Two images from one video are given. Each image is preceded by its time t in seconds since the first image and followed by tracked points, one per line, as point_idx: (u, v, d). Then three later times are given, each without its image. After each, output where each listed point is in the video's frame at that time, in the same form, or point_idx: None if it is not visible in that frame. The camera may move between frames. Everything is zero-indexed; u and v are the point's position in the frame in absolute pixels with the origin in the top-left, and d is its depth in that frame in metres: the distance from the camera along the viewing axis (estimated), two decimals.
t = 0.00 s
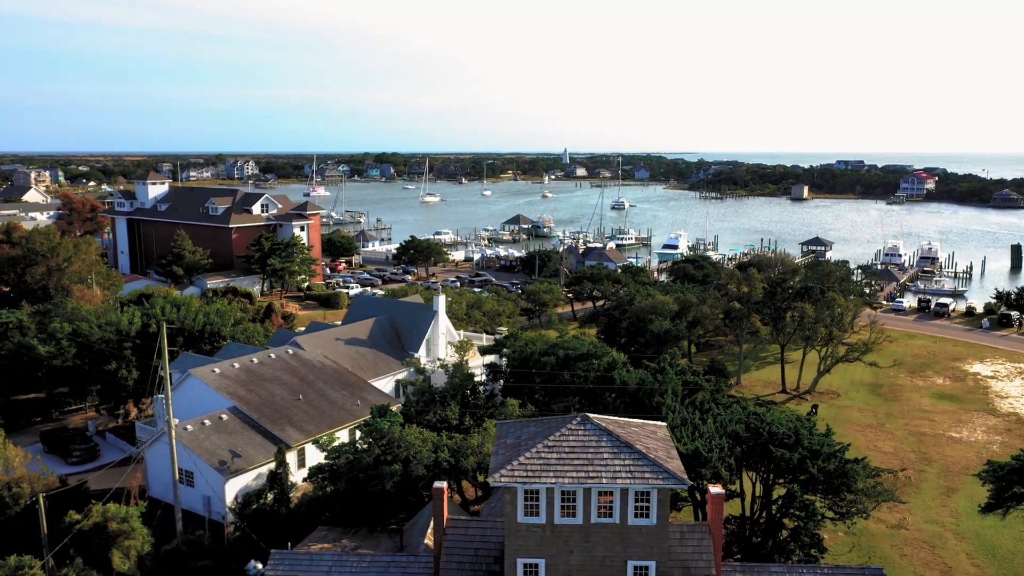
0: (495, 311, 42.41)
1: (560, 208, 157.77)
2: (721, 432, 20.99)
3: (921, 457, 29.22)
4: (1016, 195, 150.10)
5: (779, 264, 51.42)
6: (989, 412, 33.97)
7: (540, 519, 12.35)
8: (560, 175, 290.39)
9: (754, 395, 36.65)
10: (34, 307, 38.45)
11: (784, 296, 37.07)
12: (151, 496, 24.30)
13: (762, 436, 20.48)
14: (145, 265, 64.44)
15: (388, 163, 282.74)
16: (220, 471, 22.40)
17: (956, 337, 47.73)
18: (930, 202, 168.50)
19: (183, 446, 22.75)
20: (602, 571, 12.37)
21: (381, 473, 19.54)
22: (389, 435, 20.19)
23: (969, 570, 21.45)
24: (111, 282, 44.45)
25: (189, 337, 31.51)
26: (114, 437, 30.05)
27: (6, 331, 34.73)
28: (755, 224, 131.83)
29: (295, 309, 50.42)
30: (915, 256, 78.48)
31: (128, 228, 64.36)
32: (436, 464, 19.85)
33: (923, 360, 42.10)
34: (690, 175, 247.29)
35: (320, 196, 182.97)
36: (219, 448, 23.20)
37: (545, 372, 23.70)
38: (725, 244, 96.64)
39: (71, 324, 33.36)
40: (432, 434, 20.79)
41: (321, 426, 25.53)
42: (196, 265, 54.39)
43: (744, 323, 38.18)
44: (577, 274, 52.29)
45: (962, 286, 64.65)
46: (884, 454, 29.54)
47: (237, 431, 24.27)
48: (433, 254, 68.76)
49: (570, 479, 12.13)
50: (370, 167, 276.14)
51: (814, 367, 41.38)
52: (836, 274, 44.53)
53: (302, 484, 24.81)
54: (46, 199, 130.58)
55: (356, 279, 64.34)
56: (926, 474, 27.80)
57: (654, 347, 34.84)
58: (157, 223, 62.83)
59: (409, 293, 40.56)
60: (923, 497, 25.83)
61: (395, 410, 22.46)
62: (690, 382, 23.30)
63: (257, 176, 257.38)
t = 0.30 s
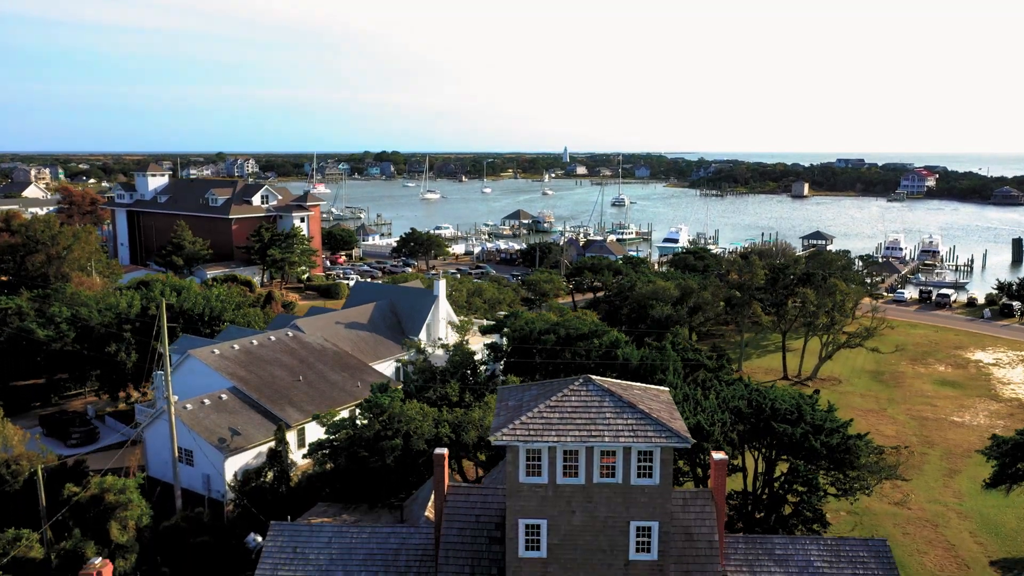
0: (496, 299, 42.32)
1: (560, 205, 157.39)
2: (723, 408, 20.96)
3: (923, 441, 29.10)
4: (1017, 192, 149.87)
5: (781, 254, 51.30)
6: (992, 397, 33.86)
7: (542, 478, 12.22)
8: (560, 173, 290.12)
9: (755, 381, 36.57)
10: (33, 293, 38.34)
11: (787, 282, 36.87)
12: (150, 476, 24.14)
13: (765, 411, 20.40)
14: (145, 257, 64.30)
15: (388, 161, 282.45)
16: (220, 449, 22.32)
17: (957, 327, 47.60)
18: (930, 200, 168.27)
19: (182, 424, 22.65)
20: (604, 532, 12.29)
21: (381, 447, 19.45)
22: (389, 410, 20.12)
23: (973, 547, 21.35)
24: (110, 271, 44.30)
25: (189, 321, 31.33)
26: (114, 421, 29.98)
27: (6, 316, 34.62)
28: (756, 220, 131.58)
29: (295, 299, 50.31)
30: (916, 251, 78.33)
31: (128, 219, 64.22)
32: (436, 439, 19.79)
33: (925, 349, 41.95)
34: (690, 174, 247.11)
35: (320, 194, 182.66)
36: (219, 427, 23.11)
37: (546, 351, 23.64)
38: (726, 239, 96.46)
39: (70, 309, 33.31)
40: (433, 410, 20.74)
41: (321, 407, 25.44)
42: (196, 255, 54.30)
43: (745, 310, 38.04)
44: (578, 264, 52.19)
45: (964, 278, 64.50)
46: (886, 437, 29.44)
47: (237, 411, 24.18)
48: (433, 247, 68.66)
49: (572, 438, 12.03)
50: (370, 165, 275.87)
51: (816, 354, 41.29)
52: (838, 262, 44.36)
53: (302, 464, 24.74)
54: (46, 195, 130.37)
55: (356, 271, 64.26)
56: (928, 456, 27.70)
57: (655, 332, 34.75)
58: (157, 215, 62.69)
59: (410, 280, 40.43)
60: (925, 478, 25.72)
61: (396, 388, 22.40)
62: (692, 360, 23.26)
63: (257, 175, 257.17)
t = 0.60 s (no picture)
0: (496, 287, 42.28)
1: (561, 202, 157.31)
2: (725, 382, 20.96)
3: (926, 424, 29.04)
4: (1017, 189, 149.77)
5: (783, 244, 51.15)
6: (993, 383, 33.81)
7: (544, 438, 12.14)
8: (561, 172, 290.07)
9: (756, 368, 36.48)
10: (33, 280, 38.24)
11: (788, 267, 36.88)
12: (150, 455, 24.03)
13: (767, 386, 20.37)
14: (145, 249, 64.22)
15: (388, 159, 282.31)
16: (220, 426, 22.27)
17: (958, 317, 47.51)
18: (931, 197, 167.98)
19: (182, 402, 22.59)
20: (606, 493, 12.20)
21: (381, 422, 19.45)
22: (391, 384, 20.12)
23: (976, 524, 21.29)
24: (110, 259, 44.23)
25: (189, 305, 31.28)
26: (114, 404, 29.92)
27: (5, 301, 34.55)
28: (756, 217, 131.40)
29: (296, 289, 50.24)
30: (916, 245, 78.27)
31: (128, 211, 64.11)
32: (437, 414, 19.79)
33: (927, 337, 41.87)
34: (690, 172, 247.03)
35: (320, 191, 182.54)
36: (219, 405, 23.06)
37: (546, 329, 23.64)
38: (727, 234, 96.38)
39: (70, 294, 33.33)
40: (434, 386, 20.74)
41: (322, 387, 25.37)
42: (196, 246, 54.26)
43: (747, 298, 37.97)
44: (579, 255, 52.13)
45: (965, 271, 64.40)
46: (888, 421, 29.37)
47: (237, 390, 24.12)
48: (434, 239, 68.61)
49: (575, 395, 11.94)
50: (370, 163, 275.79)
51: (817, 342, 41.23)
52: (840, 251, 44.24)
53: (302, 444, 24.70)
54: (44, 189, 130.22)
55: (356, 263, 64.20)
56: (931, 438, 27.65)
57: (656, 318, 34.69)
58: (157, 206, 62.61)
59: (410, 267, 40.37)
60: (928, 459, 25.65)
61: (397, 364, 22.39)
62: (693, 338, 23.25)
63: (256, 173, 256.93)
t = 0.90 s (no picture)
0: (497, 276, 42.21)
1: (561, 199, 157.06)
2: (727, 361, 20.98)
3: (929, 410, 28.96)
4: (1017, 187, 149.70)
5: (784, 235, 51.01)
6: (995, 370, 33.75)
7: (547, 402, 12.06)
8: (561, 170, 289.89)
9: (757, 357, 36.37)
10: (32, 268, 38.10)
11: (789, 256, 36.81)
12: (150, 437, 23.95)
13: (769, 365, 20.36)
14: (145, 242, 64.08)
15: (388, 158, 282.13)
16: (220, 406, 22.23)
17: (960, 308, 47.43)
18: (932, 195, 167.86)
19: (182, 382, 22.54)
20: (609, 458, 12.14)
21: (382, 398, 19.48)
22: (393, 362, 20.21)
23: (979, 505, 21.22)
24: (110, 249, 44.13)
25: (189, 290, 31.18)
26: (115, 390, 29.82)
27: (4, 288, 34.39)
28: (757, 214, 131.16)
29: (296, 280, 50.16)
30: (917, 239, 78.19)
31: (128, 204, 63.95)
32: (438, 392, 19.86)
33: (929, 327, 41.79)
34: (690, 171, 246.84)
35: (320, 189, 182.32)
36: (219, 385, 23.00)
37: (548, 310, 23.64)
38: (727, 229, 96.21)
39: (70, 280, 33.24)
40: (434, 364, 20.82)
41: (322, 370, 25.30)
42: (196, 238, 54.15)
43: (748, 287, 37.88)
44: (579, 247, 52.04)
45: (966, 264, 64.32)
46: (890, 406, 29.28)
47: (238, 371, 24.06)
48: (434, 233, 68.56)
49: (577, 359, 11.86)
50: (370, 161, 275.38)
51: (818, 331, 41.15)
52: (842, 240, 44.11)
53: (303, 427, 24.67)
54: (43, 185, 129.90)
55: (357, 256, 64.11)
56: (933, 423, 27.57)
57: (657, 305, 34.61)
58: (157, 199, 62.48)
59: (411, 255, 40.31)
60: (931, 442, 25.58)
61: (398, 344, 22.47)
62: (695, 319, 23.24)
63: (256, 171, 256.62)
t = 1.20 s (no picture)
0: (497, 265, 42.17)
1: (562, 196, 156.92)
2: (730, 340, 20.93)
3: (931, 395, 28.91)
4: (1017, 184, 149.68)
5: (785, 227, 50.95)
6: (997, 357, 33.71)
7: (549, 367, 11.99)
8: (561, 169, 289.76)
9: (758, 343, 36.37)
10: (31, 256, 37.98)
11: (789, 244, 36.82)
12: (150, 419, 23.87)
13: (771, 343, 20.30)
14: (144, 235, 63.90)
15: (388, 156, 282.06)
16: (220, 387, 22.17)
17: (960, 298, 47.41)
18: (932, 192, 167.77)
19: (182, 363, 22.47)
20: (611, 423, 12.07)
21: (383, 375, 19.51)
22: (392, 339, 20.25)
23: (982, 485, 21.14)
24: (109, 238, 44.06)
25: (189, 276, 31.11)
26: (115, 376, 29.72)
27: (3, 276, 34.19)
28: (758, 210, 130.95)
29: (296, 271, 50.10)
30: (917, 234, 78.18)
31: (127, 197, 63.78)
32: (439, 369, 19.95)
33: (929, 316, 41.75)
34: (690, 169, 246.72)
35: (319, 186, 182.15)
36: (219, 367, 22.93)
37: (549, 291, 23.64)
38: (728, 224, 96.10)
39: (69, 267, 33.05)
40: (435, 342, 20.84)
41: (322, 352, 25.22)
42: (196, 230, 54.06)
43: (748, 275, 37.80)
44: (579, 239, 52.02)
45: (967, 257, 64.22)
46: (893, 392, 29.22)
47: (238, 353, 23.98)
48: (433, 226, 68.55)
49: (579, 322, 11.79)
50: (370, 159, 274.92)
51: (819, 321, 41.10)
52: (843, 229, 44.02)
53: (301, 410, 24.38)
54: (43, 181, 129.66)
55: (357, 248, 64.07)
56: (935, 407, 27.52)
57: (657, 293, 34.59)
58: (157, 192, 62.35)
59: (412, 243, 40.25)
60: (934, 426, 25.51)
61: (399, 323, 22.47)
62: (697, 299, 23.23)
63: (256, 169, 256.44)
